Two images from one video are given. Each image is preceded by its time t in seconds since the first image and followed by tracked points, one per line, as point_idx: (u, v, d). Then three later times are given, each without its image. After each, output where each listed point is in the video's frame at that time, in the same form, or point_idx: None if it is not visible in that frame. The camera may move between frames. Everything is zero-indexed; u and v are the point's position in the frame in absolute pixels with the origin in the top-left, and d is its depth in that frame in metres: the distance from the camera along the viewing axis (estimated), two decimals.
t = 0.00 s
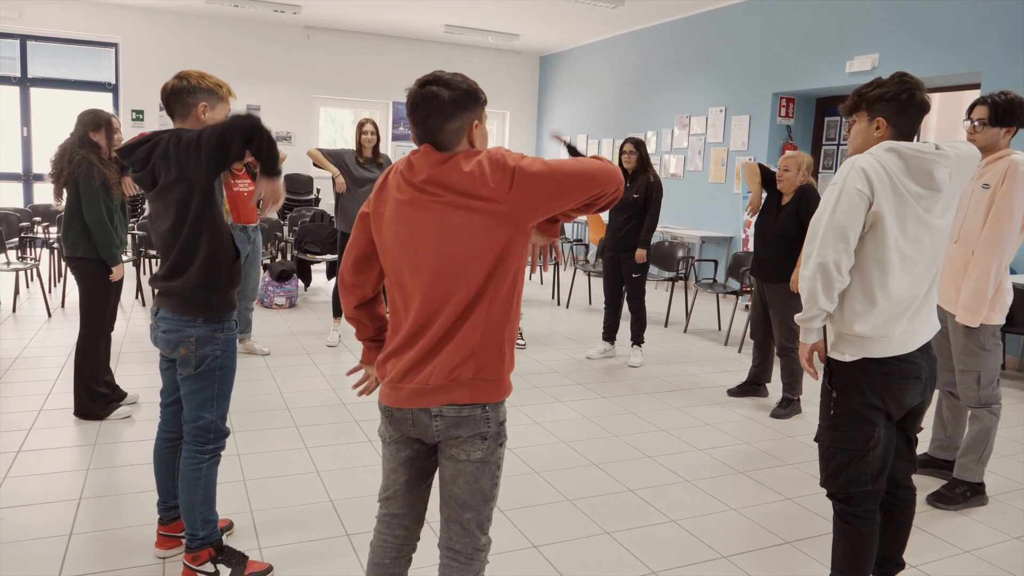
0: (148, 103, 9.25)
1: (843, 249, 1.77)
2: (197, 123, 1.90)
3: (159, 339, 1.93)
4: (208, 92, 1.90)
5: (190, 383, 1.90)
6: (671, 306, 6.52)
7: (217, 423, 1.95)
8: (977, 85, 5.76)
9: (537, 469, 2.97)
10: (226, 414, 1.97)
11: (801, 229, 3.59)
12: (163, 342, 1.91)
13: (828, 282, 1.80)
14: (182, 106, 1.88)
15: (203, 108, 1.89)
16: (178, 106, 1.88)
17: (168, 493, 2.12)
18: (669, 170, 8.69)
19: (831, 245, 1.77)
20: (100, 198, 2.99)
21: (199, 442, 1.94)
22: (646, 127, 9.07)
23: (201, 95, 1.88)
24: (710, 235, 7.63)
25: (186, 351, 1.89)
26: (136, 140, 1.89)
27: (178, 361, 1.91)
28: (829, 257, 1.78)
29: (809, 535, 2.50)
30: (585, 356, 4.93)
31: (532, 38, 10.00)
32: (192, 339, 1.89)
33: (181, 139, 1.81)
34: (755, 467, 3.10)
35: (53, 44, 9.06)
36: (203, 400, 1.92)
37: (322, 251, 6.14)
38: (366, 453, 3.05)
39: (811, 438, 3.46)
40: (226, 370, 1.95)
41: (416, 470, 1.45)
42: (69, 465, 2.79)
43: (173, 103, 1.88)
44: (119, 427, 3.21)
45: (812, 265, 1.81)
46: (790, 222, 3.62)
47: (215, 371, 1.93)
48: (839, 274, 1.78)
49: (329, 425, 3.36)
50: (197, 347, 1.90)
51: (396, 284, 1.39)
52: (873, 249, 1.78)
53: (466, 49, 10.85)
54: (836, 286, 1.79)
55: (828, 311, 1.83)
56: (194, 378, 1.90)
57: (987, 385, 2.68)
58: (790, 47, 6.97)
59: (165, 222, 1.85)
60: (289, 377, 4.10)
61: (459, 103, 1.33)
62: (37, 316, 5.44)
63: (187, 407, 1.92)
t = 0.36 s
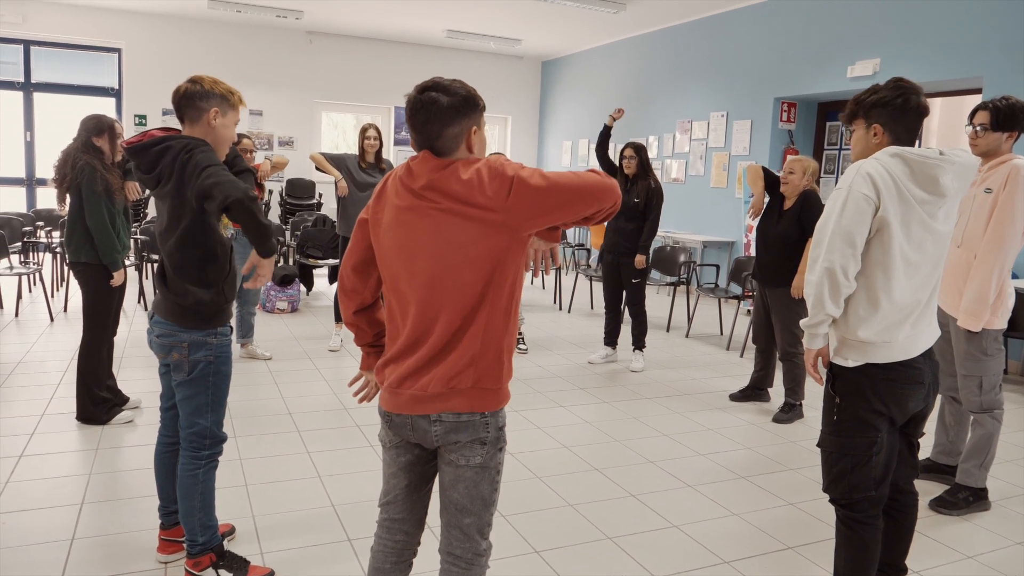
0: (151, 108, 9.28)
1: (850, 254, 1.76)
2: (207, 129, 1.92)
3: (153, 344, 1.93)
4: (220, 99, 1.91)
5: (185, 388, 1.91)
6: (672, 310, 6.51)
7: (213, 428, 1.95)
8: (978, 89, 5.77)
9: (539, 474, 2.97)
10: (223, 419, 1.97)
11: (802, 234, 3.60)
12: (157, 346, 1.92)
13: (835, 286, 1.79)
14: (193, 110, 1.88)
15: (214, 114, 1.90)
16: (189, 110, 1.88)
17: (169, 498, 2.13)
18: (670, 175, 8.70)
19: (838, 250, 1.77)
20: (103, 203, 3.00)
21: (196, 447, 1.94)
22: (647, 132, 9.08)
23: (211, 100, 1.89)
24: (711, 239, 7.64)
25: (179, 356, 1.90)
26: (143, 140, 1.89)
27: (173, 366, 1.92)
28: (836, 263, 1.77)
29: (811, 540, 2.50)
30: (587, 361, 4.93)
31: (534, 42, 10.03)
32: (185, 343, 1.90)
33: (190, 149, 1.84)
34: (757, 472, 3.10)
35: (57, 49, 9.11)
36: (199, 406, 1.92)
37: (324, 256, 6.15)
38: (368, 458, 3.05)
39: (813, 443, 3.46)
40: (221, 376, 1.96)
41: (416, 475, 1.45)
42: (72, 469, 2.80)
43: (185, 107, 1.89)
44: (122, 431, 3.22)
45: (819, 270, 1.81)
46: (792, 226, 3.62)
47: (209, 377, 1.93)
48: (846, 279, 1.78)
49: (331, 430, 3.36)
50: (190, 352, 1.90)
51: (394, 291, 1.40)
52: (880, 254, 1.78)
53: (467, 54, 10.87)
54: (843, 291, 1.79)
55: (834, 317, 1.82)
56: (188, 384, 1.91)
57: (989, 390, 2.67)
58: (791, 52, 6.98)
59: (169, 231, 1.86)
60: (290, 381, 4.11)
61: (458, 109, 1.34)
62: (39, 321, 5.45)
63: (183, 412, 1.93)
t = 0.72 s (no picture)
0: (151, 113, 9.30)
1: (849, 259, 1.77)
2: (206, 134, 1.92)
3: (159, 350, 1.94)
4: (218, 104, 1.90)
5: (189, 394, 1.91)
6: (672, 315, 6.52)
7: (216, 434, 1.95)
8: (977, 94, 5.79)
9: (539, 479, 2.97)
10: (226, 425, 1.97)
11: (803, 239, 3.60)
12: (163, 352, 1.93)
13: (833, 291, 1.79)
14: (193, 117, 1.89)
15: (213, 120, 1.90)
16: (188, 117, 1.89)
17: (170, 504, 2.13)
18: (670, 180, 8.71)
19: (836, 255, 1.77)
20: (102, 208, 3.00)
21: (198, 453, 1.94)
22: (647, 137, 9.10)
23: (212, 107, 1.90)
24: (711, 244, 7.65)
25: (185, 362, 1.90)
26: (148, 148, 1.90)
27: (178, 372, 1.92)
28: (834, 269, 1.78)
29: (812, 545, 2.49)
30: (587, 366, 4.93)
31: (533, 48, 10.05)
32: (191, 349, 1.90)
33: (195, 158, 1.83)
34: (757, 477, 3.09)
35: (58, 55, 9.14)
36: (202, 411, 1.92)
37: (324, 261, 6.16)
38: (368, 463, 3.05)
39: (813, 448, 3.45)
40: (226, 381, 1.96)
41: (416, 480, 1.45)
42: (71, 475, 2.79)
43: (183, 115, 1.90)
44: (122, 437, 3.21)
45: (817, 275, 1.81)
46: (792, 231, 3.62)
47: (214, 383, 1.94)
48: (844, 284, 1.78)
49: (331, 435, 3.36)
50: (196, 358, 1.91)
51: (394, 296, 1.40)
52: (877, 259, 1.78)
53: (467, 59, 10.90)
54: (841, 296, 1.79)
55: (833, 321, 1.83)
56: (192, 390, 1.91)
57: (989, 395, 2.67)
58: (791, 57, 7.00)
59: (175, 241, 1.87)
60: (290, 387, 4.10)
61: (457, 117, 1.34)
62: (40, 327, 5.45)
63: (186, 417, 1.92)
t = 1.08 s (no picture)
0: (151, 118, 9.31)
1: (846, 263, 1.77)
2: (205, 139, 1.93)
3: (162, 354, 1.94)
4: (216, 108, 1.91)
5: (191, 399, 1.91)
6: (672, 319, 6.52)
7: (217, 438, 1.95)
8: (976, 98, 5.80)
9: (539, 483, 2.97)
10: (227, 430, 1.97)
11: (802, 242, 3.60)
12: (166, 357, 1.93)
13: (831, 295, 1.80)
14: (190, 123, 1.90)
15: (211, 124, 1.91)
16: (186, 123, 1.90)
17: (170, 509, 2.12)
18: (670, 183, 8.71)
19: (833, 259, 1.78)
20: (101, 212, 3.00)
21: (199, 457, 1.94)
22: (646, 141, 9.11)
23: (210, 111, 1.90)
24: (711, 248, 7.65)
25: (188, 366, 1.90)
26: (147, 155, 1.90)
27: (181, 376, 1.92)
28: (832, 273, 1.78)
29: (812, 549, 2.49)
30: (587, 370, 4.93)
31: (533, 52, 10.07)
32: (194, 354, 1.90)
33: (196, 164, 1.84)
34: (757, 481, 3.09)
35: (58, 60, 9.15)
36: (204, 416, 1.92)
37: (324, 265, 6.16)
38: (368, 468, 3.05)
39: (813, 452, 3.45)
40: (228, 385, 1.96)
41: (420, 484, 1.45)
42: (70, 480, 2.79)
43: (180, 121, 1.90)
44: (121, 442, 3.21)
45: (815, 279, 1.82)
46: (791, 234, 3.63)
47: (216, 387, 1.94)
48: (842, 288, 1.78)
49: (331, 440, 3.36)
50: (199, 362, 1.91)
51: (395, 304, 1.40)
52: (876, 263, 1.79)
53: (466, 64, 10.92)
54: (839, 299, 1.79)
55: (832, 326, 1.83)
56: (195, 395, 1.91)
57: (989, 398, 2.68)
58: (790, 62, 7.02)
59: (176, 248, 1.87)
60: (290, 391, 4.10)
61: (456, 123, 1.34)
62: (38, 331, 5.44)
63: (188, 422, 1.92)
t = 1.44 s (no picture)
0: (150, 120, 9.31)
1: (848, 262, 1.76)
2: (200, 141, 1.93)
3: (160, 357, 1.94)
4: (210, 111, 1.92)
5: (189, 402, 1.92)
6: (671, 321, 6.52)
7: (215, 441, 1.95)
8: (975, 101, 5.81)
9: (538, 486, 2.96)
10: (225, 432, 1.97)
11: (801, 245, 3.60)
12: (164, 359, 1.93)
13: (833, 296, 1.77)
14: (184, 125, 1.90)
15: (204, 128, 1.91)
16: (179, 126, 1.90)
17: (168, 511, 2.12)
18: (669, 186, 8.72)
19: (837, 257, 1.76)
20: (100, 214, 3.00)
21: (197, 460, 1.94)
22: (645, 143, 9.12)
23: (204, 114, 1.91)
24: (710, 251, 7.66)
25: (185, 369, 1.90)
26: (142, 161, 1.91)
27: (178, 379, 1.92)
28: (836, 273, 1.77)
29: (811, 552, 2.50)
30: (585, 372, 4.93)
31: (532, 55, 10.10)
32: (191, 357, 1.90)
33: (189, 165, 1.84)
34: (756, 484, 3.09)
35: (57, 62, 9.16)
36: (202, 419, 1.92)
37: (323, 268, 6.16)
38: (367, 470, 3.04)
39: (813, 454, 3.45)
40: (226, 388, 1.96)
41: (419, 487, 1.45)
42: (69, 483, 2.78)
43: (174, 124, 1.90)
44: (120, 445, 3.21)
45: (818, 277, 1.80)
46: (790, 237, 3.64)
47: (214, 390, 1.94)
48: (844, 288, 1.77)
49: (330, 442, 3.36)
50: (196, 365, 1.91)
51: (392, 307, 1.40)
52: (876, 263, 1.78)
53: (465, 67, 10.93)
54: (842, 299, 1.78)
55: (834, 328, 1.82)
56: (193, 398, 1.92)
57: (988, 401, 2.68)
58: (788, 65, 7.04)
59: (175, 249, 1.88)
60: (289, 394, 4.10)
61: (454, 126, 1.35)
62: (37, 334, 5.44)
63: (186, 425, 1.92)
